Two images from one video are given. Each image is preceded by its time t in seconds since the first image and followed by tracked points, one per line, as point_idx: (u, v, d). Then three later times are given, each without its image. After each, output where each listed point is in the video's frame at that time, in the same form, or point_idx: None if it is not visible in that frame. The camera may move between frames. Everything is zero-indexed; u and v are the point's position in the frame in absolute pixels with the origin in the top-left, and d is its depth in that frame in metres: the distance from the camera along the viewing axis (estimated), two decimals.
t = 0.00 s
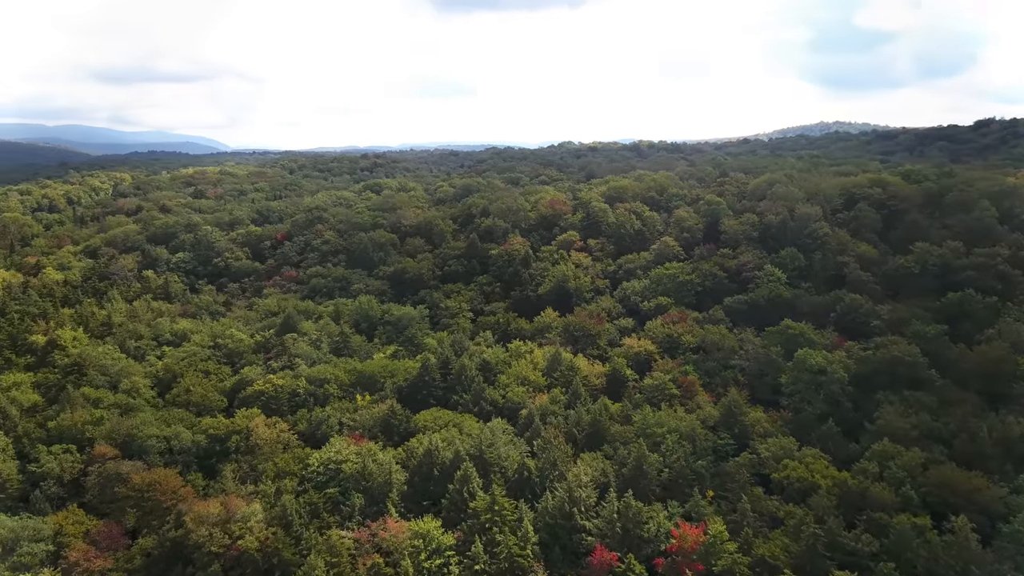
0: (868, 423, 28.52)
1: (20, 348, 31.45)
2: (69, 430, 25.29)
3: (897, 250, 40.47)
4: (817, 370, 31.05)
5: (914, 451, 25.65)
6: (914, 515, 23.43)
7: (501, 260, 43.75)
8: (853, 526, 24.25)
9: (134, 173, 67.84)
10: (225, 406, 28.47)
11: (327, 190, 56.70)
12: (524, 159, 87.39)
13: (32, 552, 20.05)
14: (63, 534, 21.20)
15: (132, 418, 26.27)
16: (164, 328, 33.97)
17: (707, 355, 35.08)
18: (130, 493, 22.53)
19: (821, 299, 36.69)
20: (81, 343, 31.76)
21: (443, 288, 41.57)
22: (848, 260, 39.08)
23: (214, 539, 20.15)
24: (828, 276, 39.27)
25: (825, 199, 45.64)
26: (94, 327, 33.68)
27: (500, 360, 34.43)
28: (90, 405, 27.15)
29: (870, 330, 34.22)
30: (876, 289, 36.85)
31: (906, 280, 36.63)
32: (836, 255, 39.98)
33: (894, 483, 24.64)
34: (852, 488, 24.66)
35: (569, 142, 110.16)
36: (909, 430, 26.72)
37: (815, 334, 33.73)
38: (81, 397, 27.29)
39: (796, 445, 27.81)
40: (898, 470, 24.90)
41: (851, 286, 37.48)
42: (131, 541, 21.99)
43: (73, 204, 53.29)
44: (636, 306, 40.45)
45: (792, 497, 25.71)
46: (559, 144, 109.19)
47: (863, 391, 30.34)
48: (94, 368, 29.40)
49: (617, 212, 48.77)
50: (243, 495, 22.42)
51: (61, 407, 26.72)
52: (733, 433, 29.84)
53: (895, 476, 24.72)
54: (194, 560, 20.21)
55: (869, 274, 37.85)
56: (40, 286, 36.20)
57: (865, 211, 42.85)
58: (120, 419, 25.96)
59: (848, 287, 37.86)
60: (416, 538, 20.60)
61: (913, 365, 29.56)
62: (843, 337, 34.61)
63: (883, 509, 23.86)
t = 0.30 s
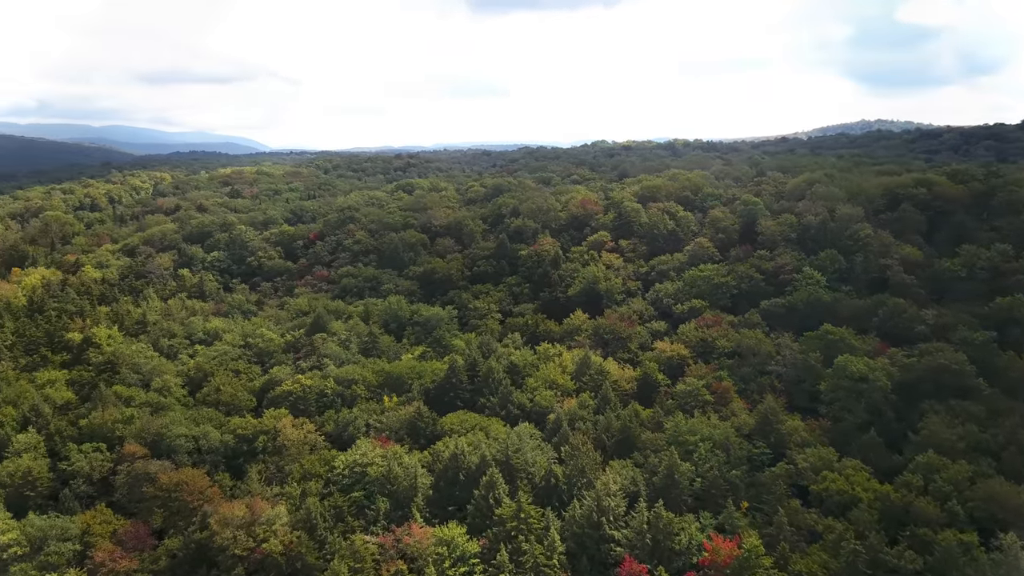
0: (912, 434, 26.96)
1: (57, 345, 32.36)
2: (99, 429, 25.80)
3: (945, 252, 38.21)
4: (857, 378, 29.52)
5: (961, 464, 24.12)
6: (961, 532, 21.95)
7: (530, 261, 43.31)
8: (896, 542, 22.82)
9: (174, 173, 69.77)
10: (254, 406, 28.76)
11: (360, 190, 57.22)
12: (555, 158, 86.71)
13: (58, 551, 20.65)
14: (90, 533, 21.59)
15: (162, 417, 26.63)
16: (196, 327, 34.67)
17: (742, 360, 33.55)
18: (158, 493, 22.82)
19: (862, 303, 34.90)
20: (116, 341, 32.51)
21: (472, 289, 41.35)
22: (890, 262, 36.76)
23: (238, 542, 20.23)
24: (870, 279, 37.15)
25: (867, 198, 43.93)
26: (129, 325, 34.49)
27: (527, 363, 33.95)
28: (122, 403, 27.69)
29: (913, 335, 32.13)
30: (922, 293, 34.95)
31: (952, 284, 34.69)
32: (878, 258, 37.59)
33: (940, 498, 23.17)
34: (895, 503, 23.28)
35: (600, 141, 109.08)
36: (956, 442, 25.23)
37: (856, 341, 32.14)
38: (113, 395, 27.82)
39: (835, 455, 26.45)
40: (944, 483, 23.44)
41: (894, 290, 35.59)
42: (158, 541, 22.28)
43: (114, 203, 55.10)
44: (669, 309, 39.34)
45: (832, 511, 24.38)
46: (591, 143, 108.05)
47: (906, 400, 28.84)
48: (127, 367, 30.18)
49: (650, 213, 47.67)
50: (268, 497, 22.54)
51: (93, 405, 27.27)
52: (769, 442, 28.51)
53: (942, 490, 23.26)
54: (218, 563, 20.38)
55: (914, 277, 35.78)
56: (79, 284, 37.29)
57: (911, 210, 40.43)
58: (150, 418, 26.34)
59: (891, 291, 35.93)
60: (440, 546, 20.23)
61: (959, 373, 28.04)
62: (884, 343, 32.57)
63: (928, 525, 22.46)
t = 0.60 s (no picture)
0: (960, 445, 25.37)
1: (91, 343, 33.05)
2: (130, 428, 26.36)
3: (995, 254, 35.96)
4: (901, 388, 27.95)
5: (1014, 479, 22.34)
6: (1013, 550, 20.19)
7: (561, 261, 42.72)
8: (941, 559, 21.57)
9: (213, 173, 71.60)
10: (283, 406, 29.05)
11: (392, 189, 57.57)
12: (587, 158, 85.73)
13: (85, 552, 21.06)
14: (118, 533, 22.07)
15: (191, 416, 27.08)
16: (229, 326, 35.39)
17: (780, 366, 32.07)
18: (185, 493, 23.15)
19: (907, 307, 33.42)
20: (150, 339, 33.31)
21: (501, 290, 41.01)
22: (936, 265, 34.57)
23: (264, 545, 20.42)
24: (915, 283, 35.17)
25: (912, 195, 40.89)
26: (164, 323, 35.32)
27: (556, 366, 33.40)
28: (153, 402, 28.31)
29: (961, 344, 30.66)
30: (971, 298, 33.00)
31: (1000, 288, 32.75)
32: (922, 261, 35.35)
33: (989, 514, 21.58)
34: (940, 517, 21.99)
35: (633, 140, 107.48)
36: (1006, 455, 23.67)
37: (901, 347, 30.64)
38: (145, 394, 28.45)
39: (877, 467, 25.07)
40: (992, 498, 21.87)
41: (940, 294, 33.77)
42: (184, 541, 22.67)
43: (155, 202, 56.80)
44: (703, 312, 38.13)
45: (875, 526, 23.11)
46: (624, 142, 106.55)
47: (953, 410, 27.20)
48: (161, 366, 30.89)
49: (684, 212, 46.38)
50: (293, 499, 22.66)
51: (124, 403, 27.87)
52: (808, 452, 27.05)
53: (992, 505, 21.63)
54: (243, 565, 20.71)
55: (963, 280, 33.84)
56: (116, 283, 38.06)
57: (959, 210, 38.10)
58: (180, 417, 26.84)
59: (936, 294, 34.10)
60: (464, 552, 19.96)
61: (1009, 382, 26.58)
62: (929, 350, 30.98)
63: (975, 542, 21.01)
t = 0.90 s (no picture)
0: (1016, 459, 23.70)
1: (131, 340, 34.04)
2: (164, 425, 26.91)
3: None
4: (952, 397, 26.13)
5: None
6: None
7: (594, 262, 41.90)
8: None
9: (254, 173, 73.35)
10: (314, 407, 29.27)
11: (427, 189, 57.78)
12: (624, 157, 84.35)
13: (116, 551, 21.41)
14: (149, 532, 22.46)
15: (224, 416, 27.49)
16: (263, 325, 35.99)
17: (823, 373, 30.65)
18: (216, 493, 23.49)
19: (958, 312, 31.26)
20: (186, 338, 34.16)
21: (533, 291, 40.53)
22: (989, 268, 32.25)
23: (291, 548, 20.34)
24: (965, 288, 33.06)
25: (962, 195, 38.26)
26: (201, 321, 36.15)
27: (589, 369, 32.65)
28: (187, 400, 28.87)
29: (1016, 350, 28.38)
30: None
31: None
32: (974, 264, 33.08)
33: None
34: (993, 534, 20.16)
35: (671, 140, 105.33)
36: None
37: (952, 354, 28.61)
38: (179, 392, 29.07)
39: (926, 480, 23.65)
40: None
41: (992, 299, 31.34)
42: (213, 542, 22.98)
43: (197, 201, 58.47)
44: (742, 316, 36.79)
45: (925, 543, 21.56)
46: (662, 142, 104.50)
47: (1007, 421, 25.30)
48: (196, 364, 31.54)
49: (723, 213, 44.95)
50: (321, 502, 22.67)
51: (159, 402, 28.51)
52: (852, 464, 25.83)
53: None
54: (270, 567, 20.69)
55: (1017, 284, 31.23)
56: (157, 282, 39.25)
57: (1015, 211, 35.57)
58: (213, 416, 27.28)
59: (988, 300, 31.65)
60: (494, 560, 19.75)
61: None
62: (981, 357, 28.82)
63: None
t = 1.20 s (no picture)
0: None
1: (181, 337, 35.36)
2: (209, 423, 27.75)
3: None
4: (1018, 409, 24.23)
5: None
6: None
7: (639, 264, 40.85)
8: None
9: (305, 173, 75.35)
10: (357, 407, 29.46)
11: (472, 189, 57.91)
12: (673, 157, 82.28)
13: (159, 548, 22.02)
14: (191, 529, 23.11)
15: (268, 414, 28.05)
16: (309, 324, 36.67)
17: (883, 382, 28.40)
18: (258, 491, 23.98)
19: None
20: (234, 336, 35.26)
21: (576, 293, 39.82)
22: None
23: (329, 551, 20.47)
24: None
25: None
26: (249, 320, 37.17)
27: (632, 374, 31.65)
28: (233, 398, 29.77)
29: None
30: None
31: None
32: None
33: None
34: None
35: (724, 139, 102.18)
36: None
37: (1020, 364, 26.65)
38: (226, 390, 29.92)
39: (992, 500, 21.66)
40: None
41: None
42: (254, 541, 23.41)
43: (249, 201, 60.40)
44: (794, 321, 34.52)
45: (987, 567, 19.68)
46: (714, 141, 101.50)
47: None
48: (244, 363, 32.41)
49: (776, 214, 43.10)
50: (359, 504, 22.73)
51: (206, 399, 29.40)
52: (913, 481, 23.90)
53: None
54: (308, 568, 20.98)
55: None
56: (209, 281, 40.67)
57: None
58: (257, 414, 27.87)
59: None
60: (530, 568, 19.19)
61: None
62: None
63: None
